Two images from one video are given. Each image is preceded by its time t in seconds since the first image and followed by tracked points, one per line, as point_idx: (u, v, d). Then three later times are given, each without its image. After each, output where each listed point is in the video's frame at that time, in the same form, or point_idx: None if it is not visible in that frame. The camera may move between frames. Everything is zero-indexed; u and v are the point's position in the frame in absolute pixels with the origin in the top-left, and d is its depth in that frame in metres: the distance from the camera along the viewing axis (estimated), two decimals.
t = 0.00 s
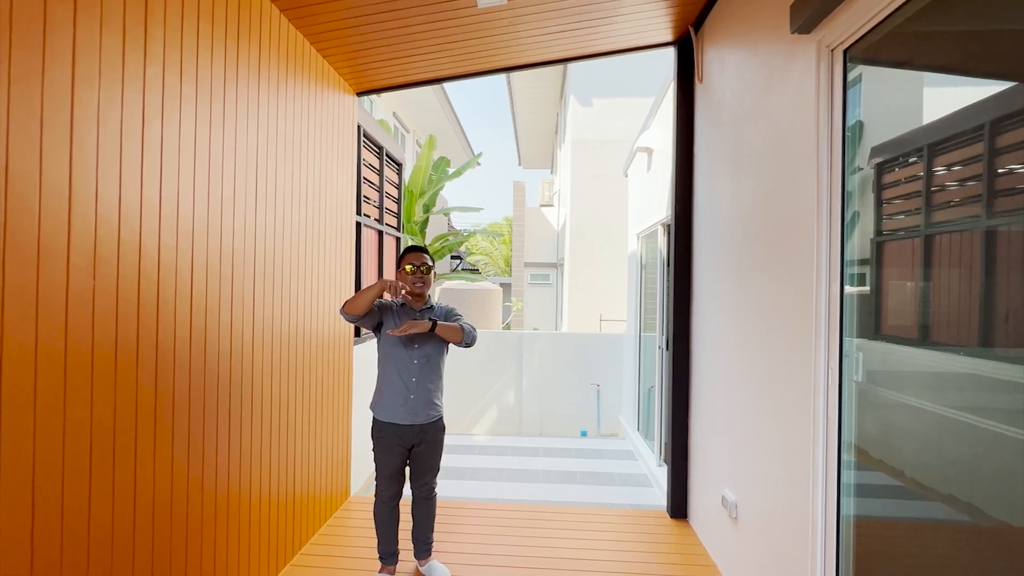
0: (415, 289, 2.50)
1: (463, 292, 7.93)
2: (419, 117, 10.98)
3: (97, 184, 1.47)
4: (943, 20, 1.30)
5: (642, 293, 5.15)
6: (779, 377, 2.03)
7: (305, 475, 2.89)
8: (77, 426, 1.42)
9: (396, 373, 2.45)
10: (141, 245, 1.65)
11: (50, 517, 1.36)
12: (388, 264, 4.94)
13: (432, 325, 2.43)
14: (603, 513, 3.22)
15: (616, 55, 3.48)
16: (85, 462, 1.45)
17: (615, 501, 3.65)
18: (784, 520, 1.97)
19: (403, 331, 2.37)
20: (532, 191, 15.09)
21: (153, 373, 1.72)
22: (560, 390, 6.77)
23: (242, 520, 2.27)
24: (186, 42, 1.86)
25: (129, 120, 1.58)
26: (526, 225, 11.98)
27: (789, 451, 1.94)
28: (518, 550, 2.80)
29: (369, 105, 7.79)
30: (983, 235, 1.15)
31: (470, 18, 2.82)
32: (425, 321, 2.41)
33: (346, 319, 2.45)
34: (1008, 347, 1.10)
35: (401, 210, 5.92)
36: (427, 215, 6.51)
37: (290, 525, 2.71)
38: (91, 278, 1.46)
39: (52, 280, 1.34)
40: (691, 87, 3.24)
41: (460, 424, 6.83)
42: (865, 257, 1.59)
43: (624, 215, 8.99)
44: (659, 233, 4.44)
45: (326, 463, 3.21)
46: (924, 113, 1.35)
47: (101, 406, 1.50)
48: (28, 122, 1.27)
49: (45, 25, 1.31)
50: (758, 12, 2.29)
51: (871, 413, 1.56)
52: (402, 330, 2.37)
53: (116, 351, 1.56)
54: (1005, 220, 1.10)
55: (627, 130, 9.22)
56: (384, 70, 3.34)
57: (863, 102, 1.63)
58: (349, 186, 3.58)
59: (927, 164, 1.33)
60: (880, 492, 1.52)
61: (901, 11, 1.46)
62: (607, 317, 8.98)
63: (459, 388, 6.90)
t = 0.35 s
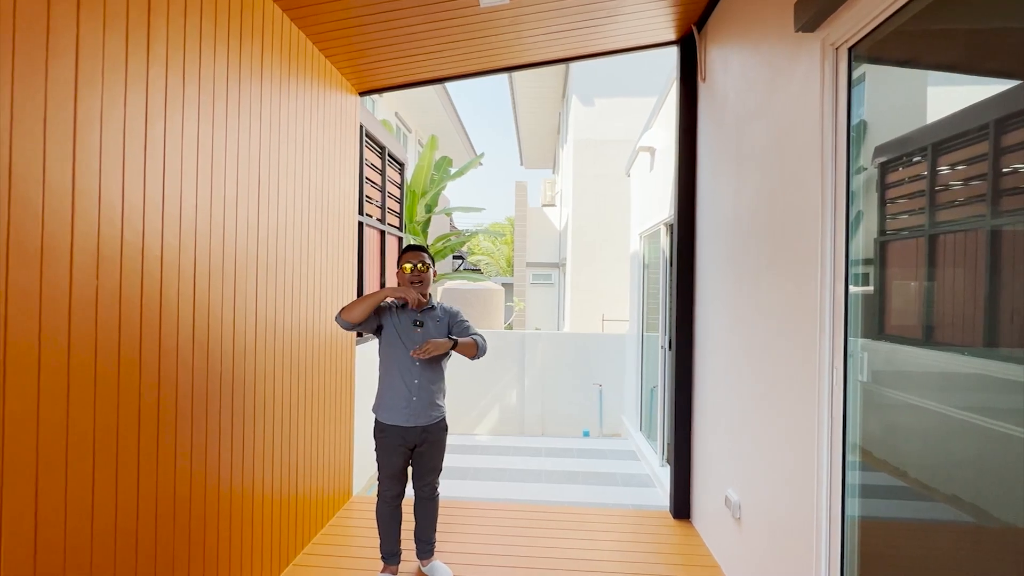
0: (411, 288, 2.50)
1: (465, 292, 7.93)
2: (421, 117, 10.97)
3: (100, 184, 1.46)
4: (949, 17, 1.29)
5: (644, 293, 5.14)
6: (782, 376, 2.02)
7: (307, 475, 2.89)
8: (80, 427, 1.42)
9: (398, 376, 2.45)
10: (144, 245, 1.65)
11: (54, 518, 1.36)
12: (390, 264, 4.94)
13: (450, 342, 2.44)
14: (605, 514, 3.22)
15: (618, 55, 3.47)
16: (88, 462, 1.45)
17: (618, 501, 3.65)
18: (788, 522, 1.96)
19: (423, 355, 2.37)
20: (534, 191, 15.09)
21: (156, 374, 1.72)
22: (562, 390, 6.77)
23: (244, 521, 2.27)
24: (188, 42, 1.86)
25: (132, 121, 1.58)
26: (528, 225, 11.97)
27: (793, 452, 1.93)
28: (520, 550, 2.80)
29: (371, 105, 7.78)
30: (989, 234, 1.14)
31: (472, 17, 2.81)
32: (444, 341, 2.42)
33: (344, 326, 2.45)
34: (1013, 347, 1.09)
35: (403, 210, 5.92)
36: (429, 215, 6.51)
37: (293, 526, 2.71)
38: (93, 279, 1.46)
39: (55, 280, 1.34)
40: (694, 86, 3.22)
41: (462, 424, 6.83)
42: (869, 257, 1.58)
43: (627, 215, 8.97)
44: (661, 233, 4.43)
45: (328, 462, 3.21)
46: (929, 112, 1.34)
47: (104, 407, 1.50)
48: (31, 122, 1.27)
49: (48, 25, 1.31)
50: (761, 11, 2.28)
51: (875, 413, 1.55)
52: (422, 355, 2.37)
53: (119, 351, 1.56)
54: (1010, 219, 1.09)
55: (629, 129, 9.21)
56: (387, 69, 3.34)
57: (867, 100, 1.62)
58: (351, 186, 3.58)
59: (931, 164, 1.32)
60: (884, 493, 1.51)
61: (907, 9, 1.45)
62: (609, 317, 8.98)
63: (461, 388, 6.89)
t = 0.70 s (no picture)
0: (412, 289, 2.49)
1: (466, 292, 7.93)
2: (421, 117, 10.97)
3: (100, 185, 1.46)
4: (951, 17, 1.28)
5: (645, 294, 5.12)
6: (784, 377, 2.01)
7: (308, 475, 2.89)
8: (80, 427, 1.42)
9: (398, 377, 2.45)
10: (145, 246, 1.65)
11: (54, 518, 1.35)
12: (391, 264, 4.94)
13: (442, 352, 2.44)
14: (606, 514, 3.21)
15: (619, 55, 3.46)
16: (88, 463, 1.45)
17: (619, 502, 3.64)
18: (789, 523, 1.95)
19: (414, 366, 2.37)
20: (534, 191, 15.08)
21: (157, 375, 1.72)
22: (564, 390, 6.76)
23: (244, 521, 2.27)
24: (189, 43, 1.86)
25: (133, 122, 1.58)
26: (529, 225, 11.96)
27: (794, 453, 1.93)
28: (521, 551, 2.80)
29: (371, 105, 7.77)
30: (990, 235, 1.14)
31: (473, 18, 2.81)
32: (436, 353, 2.42)
33: (341, 333, 2.45)
34: (1015, 348, 1.08)
35: (404, 210, 5.92)
36: (429, 215, 6.51)
37: (294, 526, 2.71)
38: (94, 280, 1.46)
39: (54, 282, 1.34)
40: (695, 86, 3.22)
41: (463, 424, 6.83)
42: (871, 257, 1.58)
43: (628, 215, 8.96)
44: (662, 233, 4.42)
45: (329, 462, 3.21)
46: (931, 112, 1.33)
47: (104, 407, 1.50)
48: (31, 123, 1.27)
49: (49, 26, 1.31)
50: (762, 12, 2.27)
51: (877, 414, 1.54)
52: (412, 366, 2.37)
53: (119, 351, 1.55)
54: (1013, 219, 1.09)
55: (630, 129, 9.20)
56: (388, 70, 3.34)
57: (869, 100, 1.61)
58: (352, 186, 3.57)
59: (933, 164, 1.32)
60: (886, 495, 1.50)
61: (909, 9, 1.44)
62: (609, 318, 8.97)
63: (462, 388, 6.89)
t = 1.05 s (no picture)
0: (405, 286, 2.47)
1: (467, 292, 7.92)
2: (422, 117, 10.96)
3: (99, 184, 1.45)
4: (955, 14, 1.27)
5: (647, 294, 5.11)
6: (787, 377, 2.00)
7: (308, 475, 2.88)
8: (79, 426, 1.41)
9: (396, 383, 2.44)
10: (144, 244, 1.64)
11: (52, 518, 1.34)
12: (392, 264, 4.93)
13: (450, 384, 2.44)
14: (607, 515, 3.20)
15: (621, 54, 3.45)
16: (87, 462, 1.44)
17: (620, 502, 3.63)
18: (793, 524, 1.94)
19: (433, 413, 2.38)
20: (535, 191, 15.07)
21: (157, 374, 1.71)
22: (565, 390, 6.75)
23: (245, 521, 2.26)
24: (189, 42, 1.85)
25: (133, 120, 1.58)
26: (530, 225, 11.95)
27: (797, 453, 1.91)
28: (523, 551, 2.78)
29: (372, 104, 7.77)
30: (994, 234, 1.13)
31: (473, 16, 2.80)
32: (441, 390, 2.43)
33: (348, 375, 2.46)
34: (1019, 348, 1.07)
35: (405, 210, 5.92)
36: (430, 215, 6.50)
37: (294, 526, 2.70)
38: (94, 279, 1.45)
39: (53, 280, 1.33)
40: (697, 85, 3.20)
41: (464, 424, 6.81)
42: (874, 257, 1.56)
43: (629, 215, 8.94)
44: (663, 233, 4.41)
45: (330, 461, 3.20)
46: (934, 110, 1.32)
47: (103, 406, 1.49)
48: (28, 122, 1.26)
49: (47, 23, 1.30)
50: (765, 10, 2.26)
51: (880, 414, 1.53)
52: (429, 413, 2.36)
53: (118, 350, 1.55)
54: (1016, 218, 1.07)
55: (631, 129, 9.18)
56: (389, 69, 3.33)
57: (873, 98, 1.60)
58: (353, 185, 3.56)
59: (935, 163, 1.31)
60: (889, 496, 1.49)
61: (913, 6, 1.43)
62: (611, 318, 8.95)
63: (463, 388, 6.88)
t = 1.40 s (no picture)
0: (394, 291, 2.46)
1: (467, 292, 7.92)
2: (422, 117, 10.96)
3: (98, 183, 1.45)
4: (956, 13, 1.26)
5: (647, 293, 5.10)
6: (788, 377, 1.99)
7: (308, 475, 2.87)
8: (77, 425, 1.40)
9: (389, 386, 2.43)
10: (143, 243, 1.63)
11: (50, 518, 1.34)
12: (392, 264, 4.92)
13: (448, 385, 2.43)
14: (608, 515, 3.19)
15: (621, 53, 3.45)
16: (86, 462, 1.43)
17: (621, 502, 3.62)
18: (794, 525, 1.93)
19: (437, 416, 2.43)
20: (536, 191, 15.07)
21: (157, 371, 1.71)
22: (565, 390, 6.74)
23: (245, 520, 2.25)
24: (189, 41, 1.85)
25: (132, 118, 1.57)
26: (530, 225, 11.95)
27: (799, 453, 1.90)
28: (523, 551, 2.78)
29: (371, 104, 7.77)
30: (996, 234, 1.12)
31: (473, 15, 2.80)
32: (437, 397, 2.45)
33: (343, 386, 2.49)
34: (1021, 348, 1.07)
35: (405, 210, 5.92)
36: (430, 215, 6.50)
37: (294, 526, 2.69)
38: (93, 278, 1.45)
39: (52, 279, 1.33)
40: (698, 84, 3.19)
41: (465, 424, 6.81)
42: (875, 257, 1.56)
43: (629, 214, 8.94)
44: (664, 232, 4.40)
45: (330, 460, 3.20)
46: (935, 109, 1.31)
47: (102, 405, 1.48)
48: (27, 122, 1.25)
49: (45, 23, 1.29)
50: (766, 9, 2.25)
51: (882, 414, 1.52)
52: (434, 417, 2.42)
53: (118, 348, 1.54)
54: (1017, 217, 1.07)
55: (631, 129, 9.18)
56: (389, 68, 3.32)
57: (875, 96, 1.59)
58: (353, 184, 3.56)
59: (937, 163, 1.30)
60: (890, 496, 1.48)
61: (915, 4, 1.42)
62: (611, 317, 8.94)
63: (463, 388, 6.87)
